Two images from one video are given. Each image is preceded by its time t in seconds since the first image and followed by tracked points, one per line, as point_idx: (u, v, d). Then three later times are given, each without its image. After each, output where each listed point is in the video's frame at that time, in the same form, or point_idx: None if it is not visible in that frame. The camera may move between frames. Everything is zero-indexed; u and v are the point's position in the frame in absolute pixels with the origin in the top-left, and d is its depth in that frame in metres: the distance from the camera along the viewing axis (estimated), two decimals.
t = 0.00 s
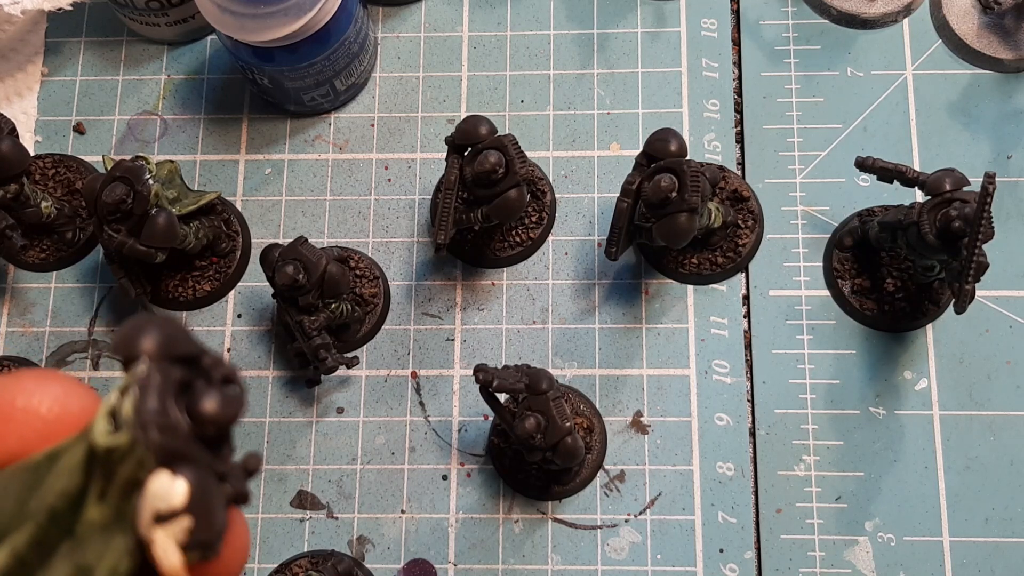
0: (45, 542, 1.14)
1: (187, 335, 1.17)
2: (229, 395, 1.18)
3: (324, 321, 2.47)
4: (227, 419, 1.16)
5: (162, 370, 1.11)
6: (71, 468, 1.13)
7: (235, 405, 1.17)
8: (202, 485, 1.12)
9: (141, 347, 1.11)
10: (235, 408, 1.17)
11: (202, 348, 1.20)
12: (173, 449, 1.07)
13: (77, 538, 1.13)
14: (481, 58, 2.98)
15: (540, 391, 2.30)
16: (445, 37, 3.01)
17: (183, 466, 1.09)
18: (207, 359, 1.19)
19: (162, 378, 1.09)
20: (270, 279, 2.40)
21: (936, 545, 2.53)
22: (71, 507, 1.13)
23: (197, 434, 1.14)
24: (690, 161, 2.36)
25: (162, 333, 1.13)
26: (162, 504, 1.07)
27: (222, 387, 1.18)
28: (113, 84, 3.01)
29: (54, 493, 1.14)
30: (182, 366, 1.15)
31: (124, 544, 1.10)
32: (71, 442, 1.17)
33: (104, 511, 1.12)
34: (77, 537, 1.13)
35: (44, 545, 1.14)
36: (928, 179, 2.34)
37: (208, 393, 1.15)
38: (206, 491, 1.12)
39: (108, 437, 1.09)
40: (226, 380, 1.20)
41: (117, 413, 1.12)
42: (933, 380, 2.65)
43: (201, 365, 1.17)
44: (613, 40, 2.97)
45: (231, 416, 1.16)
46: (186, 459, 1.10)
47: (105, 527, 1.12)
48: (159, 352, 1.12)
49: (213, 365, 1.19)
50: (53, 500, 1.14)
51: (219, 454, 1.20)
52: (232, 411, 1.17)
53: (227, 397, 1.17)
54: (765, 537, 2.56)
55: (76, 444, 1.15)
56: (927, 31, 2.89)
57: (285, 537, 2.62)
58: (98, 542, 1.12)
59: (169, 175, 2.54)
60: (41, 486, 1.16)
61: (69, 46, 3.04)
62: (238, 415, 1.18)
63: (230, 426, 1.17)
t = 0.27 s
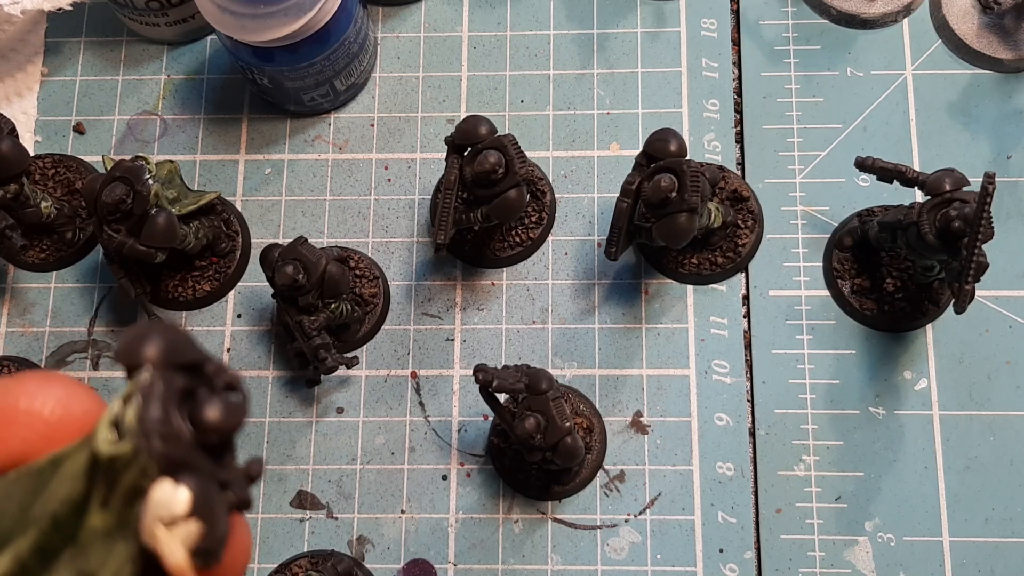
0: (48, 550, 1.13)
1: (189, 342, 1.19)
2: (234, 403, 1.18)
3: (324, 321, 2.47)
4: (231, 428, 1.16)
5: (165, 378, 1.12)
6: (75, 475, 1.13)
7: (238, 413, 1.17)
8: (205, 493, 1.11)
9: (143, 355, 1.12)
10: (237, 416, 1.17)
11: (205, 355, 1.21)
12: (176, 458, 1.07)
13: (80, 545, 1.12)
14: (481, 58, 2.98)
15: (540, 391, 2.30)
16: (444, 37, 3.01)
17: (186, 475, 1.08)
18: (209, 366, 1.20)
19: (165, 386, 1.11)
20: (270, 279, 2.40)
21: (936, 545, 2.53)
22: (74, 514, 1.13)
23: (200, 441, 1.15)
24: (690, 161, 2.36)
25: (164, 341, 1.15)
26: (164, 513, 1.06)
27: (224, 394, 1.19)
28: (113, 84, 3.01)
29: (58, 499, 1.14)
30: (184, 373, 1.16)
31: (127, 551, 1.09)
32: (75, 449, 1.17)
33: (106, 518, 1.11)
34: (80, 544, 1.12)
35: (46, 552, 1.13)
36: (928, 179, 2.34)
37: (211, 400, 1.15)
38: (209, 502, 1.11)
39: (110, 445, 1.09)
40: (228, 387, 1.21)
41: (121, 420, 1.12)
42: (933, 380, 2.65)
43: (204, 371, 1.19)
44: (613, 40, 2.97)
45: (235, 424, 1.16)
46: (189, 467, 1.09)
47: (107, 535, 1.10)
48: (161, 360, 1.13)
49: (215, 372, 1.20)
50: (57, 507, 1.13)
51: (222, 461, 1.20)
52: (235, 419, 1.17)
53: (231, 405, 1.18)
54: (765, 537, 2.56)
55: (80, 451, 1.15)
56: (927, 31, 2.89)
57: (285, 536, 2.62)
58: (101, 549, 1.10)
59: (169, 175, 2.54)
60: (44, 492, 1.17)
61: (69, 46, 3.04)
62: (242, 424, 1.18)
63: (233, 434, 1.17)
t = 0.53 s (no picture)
0: (42, 552, 1.13)
1: (187, 347, 1.18)
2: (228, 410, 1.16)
3: (324, 321, 2.47)
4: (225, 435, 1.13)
5: (162, 384, 1.11)
6: (70, 478, 1.12)
7: (234, 420, 1.15)
8: (200, 499, 1.10)
9: (141, 359, 1.11)
10: (233, 423, 1.15)
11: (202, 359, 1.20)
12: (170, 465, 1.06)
13: (74, 549, 1.11)
14: (481, 58, 2.98)
15: (540, 391, 2.30)
16: (444, 37, 3.01)
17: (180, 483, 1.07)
18: (206, 372, 1.19)
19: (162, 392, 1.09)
20: (270, 279, 2.40)
21: (936, 545, 2.53)
22: (68, 517, 1.12)
23: (194, 448, 1.12)
24: (690, 161, 2.36)
25: (162, 346, 1.14)
26: (157, 521, 1.05)
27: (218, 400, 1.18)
28: (113, 84, 3.01)
29: (53, 502, 1.13)
30: (181, 379, 1.15)
31: (120, 556, 1.08)
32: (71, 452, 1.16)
33: (100, 522, 1.10)
34: (74, 547, 1.11)
35: (41, 554, 1.13)
36: (928, 179, 2.34)
37: (206, 407, 1.13)
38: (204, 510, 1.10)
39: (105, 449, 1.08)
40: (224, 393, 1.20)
41: (115, 425, 1.10)
42: (933, 380, 2.65)
43: (201, 376, 1.18)
44: (613, 39, 2.97)
45: (230, 432, 1.14)
46: (183, 474, 1.08)
47: (101, 539, 1.10)
48: (160, 365, 1.12)
49: (211, 377, 1.20)
50: (52, 509, 1.12)
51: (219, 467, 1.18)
52: (230, 426, 1.14)
53: (225, 411, 1.15)
54: (765, 537, 2.56)
55: (76, 455, 1.14)
56: (927, 31, 2.89)
57: (285, 536, 2.62)
58: (95, 554, 1.09)
59: (169, 175, 2.54)
60: (40, 493, 1.16)
61: (68, 46, 3.04)
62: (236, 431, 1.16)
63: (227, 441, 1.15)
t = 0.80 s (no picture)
0: (23, 551, 1.16)
1: (184, 356, 1.18)
2: (213, 421, 1.16)
3: (324, 321, 2.47)
4: (207, 447, 1.13)
5: (149, 393, 1.11)
6: (56, 480, 1.14)
7: (217, 432, 1.15)
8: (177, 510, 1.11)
9: (132, 365, 1.12)
10: (216, 435, 1.15)
11: (198, 370, 1.20)
12: (148, 474, 1.07)
13: (55, 551, 1.14)
14: (481, 58, 2.98)
15: (540, 391, 2.30)
16: (444, 37, 3.01)
17: (156, 492, 1.08)
18: (199, 383, 1.19)
19: (146, 400, 1.11)
20: (270, 279, 2.40)
21: (936, 545, 2.53)
22: (51, 518, 1.14)
23: (176, 457, 1.12)
24: (690, 161, 2.36)
25: (155, 353, 1.14)
26: (128, 530, 1.06)
27: (207, 412, 1.17)
28: (113, 84, 3.01)
29: (38, 503, 1.15)
30: (172, 388, 1.15)
31: (96, 562, 1.10)
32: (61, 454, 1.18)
33: (80, 527, 1.12)
34: (56, 549, 1.14)
35: (23, 553, 1.15)
36: (928, 179, 2.34)
37: (192, 417, 1.13)
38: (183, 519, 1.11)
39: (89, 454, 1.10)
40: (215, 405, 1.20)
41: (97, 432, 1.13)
42: (933, 380, 2.65)
43: (194, 385, 1.19)
44: (613, 40, 2.97)
45: (212, 443, 1.14)
46: (161, 484, 1.09)
47: (81, 544, 1.12)
48: (151, 373, 1.13)
49: (205, 388, 1.20)
50: (34, 510, 1.14)
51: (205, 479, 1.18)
52: (214, 437, 1.14)
53: (211, 423, 1.15)
54: (765, 537, 2.56)
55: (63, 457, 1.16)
56: (927, 30, 2.89)
57: (285, 536, 2.62)
58: (73, 558, 1.12)
59: (169, 175, 2.54)
60: (29, 493, 1.18)
61: (69, 46, 3.05)
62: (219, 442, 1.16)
63: (210, 453, 1.15)
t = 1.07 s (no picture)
0: None
1: (78, 311, 1.26)
2: (95, 377, 1.23)
3: (324, 321, 2.47)
4: (83, 401, 1.20)
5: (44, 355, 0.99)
6: None
7: (101, 387, 1.22)
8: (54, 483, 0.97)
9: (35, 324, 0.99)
10: (98, 389, 1.21)
11: (94, 327, 1.28)
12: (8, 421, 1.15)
13: None
14: (481, 58, 2.98)
15: (540, 391, 2.30)
16: (444, 37, 3.01)
17: (17, 443, 1.16)
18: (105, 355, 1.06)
19: (26, 350, 1.18)
20: (270, 279, 2.40)
21: (936, 545, 2.53)
22: None
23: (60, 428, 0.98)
24: (690, 161, 2.36)
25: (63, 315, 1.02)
26: None
27: (92, 368, 1.24)
28: (113, 84, 3.01)
29: None
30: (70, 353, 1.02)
31: None
32: None
33: None
34: None
35: None
36: (928, 179, 2.34)
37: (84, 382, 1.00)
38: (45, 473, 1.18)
39: None
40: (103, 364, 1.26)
41: None
42: (933, 380, 2.65)
43: (83, 342, 1.26)
44: (613, 40, 2.97)
45: (91, 398, 1.21)
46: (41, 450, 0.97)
47: None
48: (39, 327, 1.20)
49: (97, 346, 1.27)
50: None
51: (89, 442, 1.24)
52: (96, 392, 1.21)
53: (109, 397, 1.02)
54: (765, 537, 2.56)
55: None
56: (927, 31, 2.89)
57: (285, 537, 2.62)
58: None
59: (169, 175, 2.55)
60: None
61: (69, 46, 3.04)
62: (103, 399, 1.23)
63: (91, 410, 1.22)
